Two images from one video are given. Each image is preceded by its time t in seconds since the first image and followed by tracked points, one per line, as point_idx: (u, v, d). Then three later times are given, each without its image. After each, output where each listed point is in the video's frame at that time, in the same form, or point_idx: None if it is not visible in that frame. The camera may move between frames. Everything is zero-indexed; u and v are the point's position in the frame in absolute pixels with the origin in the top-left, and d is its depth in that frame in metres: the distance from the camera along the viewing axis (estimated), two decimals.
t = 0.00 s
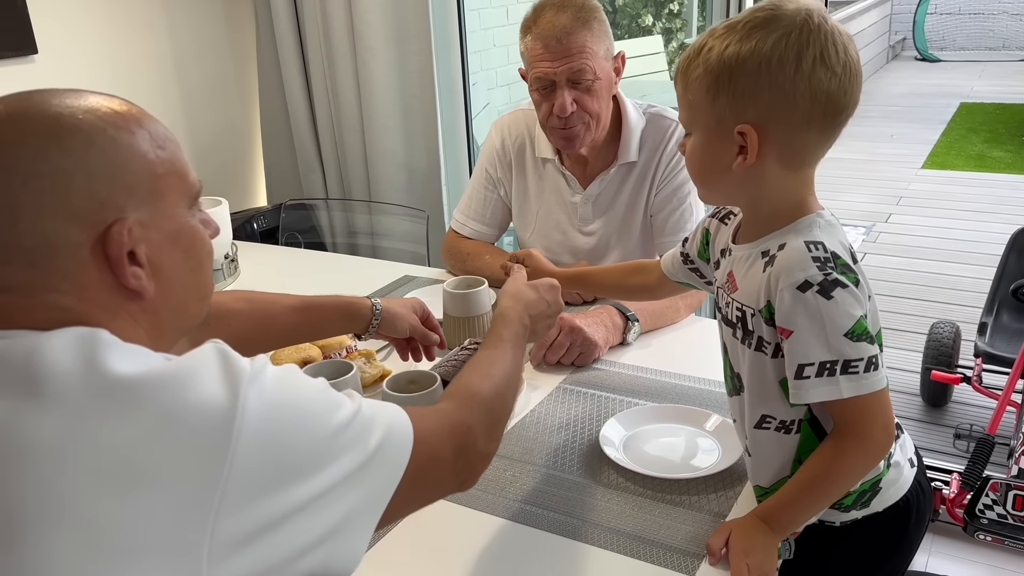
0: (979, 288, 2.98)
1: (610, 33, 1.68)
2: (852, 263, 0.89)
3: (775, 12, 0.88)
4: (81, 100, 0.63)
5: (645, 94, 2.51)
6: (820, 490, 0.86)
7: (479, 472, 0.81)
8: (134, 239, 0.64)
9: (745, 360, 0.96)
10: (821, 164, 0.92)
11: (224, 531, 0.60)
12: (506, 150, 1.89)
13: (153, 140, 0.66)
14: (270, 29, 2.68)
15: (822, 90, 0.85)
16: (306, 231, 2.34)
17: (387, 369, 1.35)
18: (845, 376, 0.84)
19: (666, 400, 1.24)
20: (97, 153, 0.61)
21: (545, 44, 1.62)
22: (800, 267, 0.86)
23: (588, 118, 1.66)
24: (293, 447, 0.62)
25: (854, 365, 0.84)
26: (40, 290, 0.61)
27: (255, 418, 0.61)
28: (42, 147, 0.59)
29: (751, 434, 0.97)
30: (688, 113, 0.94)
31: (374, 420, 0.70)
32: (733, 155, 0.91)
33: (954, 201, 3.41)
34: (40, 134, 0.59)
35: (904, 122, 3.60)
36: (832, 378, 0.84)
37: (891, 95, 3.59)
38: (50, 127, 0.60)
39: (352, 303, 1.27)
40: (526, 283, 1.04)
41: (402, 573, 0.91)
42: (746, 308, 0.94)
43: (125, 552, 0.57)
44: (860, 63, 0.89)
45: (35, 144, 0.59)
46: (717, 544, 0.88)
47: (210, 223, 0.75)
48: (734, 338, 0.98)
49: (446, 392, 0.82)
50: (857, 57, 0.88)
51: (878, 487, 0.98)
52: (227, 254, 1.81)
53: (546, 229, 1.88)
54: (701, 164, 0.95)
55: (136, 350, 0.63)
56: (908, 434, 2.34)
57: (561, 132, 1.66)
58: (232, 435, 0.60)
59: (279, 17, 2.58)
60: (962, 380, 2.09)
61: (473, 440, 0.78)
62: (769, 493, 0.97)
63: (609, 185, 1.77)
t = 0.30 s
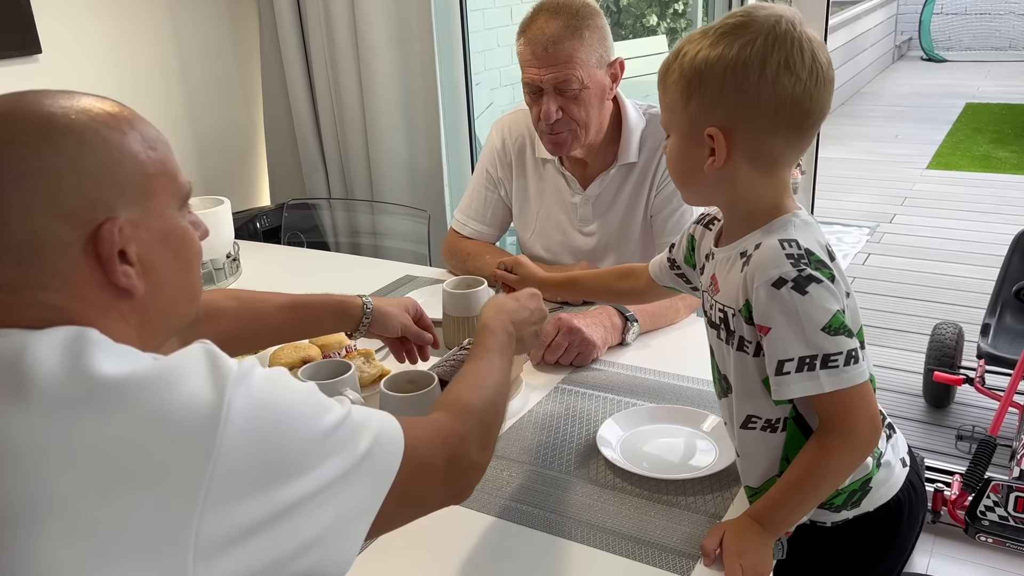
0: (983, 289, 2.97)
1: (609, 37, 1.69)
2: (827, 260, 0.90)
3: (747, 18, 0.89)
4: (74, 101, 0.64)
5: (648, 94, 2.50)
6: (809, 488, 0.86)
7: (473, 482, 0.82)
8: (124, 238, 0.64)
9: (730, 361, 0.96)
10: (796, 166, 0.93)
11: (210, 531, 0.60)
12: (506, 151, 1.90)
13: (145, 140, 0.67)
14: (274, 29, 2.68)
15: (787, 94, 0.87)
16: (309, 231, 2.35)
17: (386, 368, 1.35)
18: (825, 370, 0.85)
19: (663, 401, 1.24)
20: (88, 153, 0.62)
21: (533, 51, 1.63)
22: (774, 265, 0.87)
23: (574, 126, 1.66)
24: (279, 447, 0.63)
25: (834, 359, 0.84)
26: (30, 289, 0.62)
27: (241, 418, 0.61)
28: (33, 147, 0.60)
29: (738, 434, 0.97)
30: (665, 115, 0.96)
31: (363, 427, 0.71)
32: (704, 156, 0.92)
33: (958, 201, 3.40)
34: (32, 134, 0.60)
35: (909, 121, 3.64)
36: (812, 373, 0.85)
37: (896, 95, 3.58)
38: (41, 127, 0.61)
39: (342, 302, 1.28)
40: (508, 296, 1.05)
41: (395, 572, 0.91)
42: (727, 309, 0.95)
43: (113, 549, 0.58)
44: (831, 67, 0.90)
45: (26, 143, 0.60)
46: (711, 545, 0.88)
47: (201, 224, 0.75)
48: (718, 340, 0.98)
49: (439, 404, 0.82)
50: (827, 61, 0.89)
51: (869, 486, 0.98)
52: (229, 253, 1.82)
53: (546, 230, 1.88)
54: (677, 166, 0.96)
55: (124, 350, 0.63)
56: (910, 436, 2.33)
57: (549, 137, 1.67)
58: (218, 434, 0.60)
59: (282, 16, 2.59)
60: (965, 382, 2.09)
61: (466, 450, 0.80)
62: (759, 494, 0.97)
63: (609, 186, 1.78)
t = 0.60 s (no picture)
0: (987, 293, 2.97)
1: (612, 43, 1.70)
2: (819, 263, 0.90)
3: (731, 29, 0.91)
4: (79, 114, 0.64)
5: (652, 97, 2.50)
6: (807, 492, 0.86)
7: (464, 477, 0.88)
8: (130, 254, 0.65)
9: (726, 365, 0.97)
10: (788, 170, 0.93)
11: (226, 526, 0.64)
12: (509, 156, 1.90)
13: (150, 154, 0.67)
14: (278, 32, 2.69)
15: (777, 100, 0.88)
16: (312, 234, 2.34)
17: (388, 373, 1.36)
18: (817, 372, 0.85)
19: (664, 406, 1.24)
20: (93, 168, 0.62)
21: (536, 57, 1.63)
22: (765, 267, 0.87)
23: (576, 132, 1.66)
24: (290, 445, 0.67)
25: (826, 360, 0.84)
26: (36, 303, 0.63)
27: (255, 418, 0.65)
28: (39, 163, 0.60)
29: (735, 439, 0.97)
30: (657, 130, 0.97)
31: (366, 424, 0.75)
32: (698, 166, 0.92)
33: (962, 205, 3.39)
34: (38, 151, 0.61)
35: (914, 125, 3.65)
36: (805, 375, 0.85)
37: (900, 98, 3.57)
38: (48, 143, 0.61)
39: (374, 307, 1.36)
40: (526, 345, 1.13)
41: None
42: (721, 313, 0.95)
43: (133, 547, 0.61)
44: (817, 73, 0.92)
45: (32, 160, 0.60)
46: (711, 552, 0.88)
47: (206, 233, 0.76)
48: (714, 345, 0.99)
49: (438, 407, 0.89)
50: (812, 67, 0.91)
51: (870, 490, 0.98)
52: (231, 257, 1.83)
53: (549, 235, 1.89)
54: (671, 178, 0.96)
55: (137, 352, 0.65)
56: (913, 440, 2.32)
57: (553, 143, 1.67)
58: (234, 434, 0.64)
59: (287, 19, 2.60)
60: (969, 387, 2.08)
61: (462, 443, 0.86)
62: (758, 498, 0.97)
63: (612, 190, 1.78)
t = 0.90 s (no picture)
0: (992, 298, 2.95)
1: (614, 46, 1.70)
2: (816, 268, 0.90)
3: (717, 38, 0.91)
4: (101, 119, 0.65)
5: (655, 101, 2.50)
6: (807, 498, 0.86)
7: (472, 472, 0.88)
8: (150, 258, 0.66)
9: (724, 371, 0.96)
10: (782, 175, 0.93)
11: (243, 523, 0.64)
12: (512, 159, 1.90)
13: (171, 158, 0.68)
14: (280, 35, 2.70)
15: (767, 105, 0.88)
16: (315, 237, 2.36)
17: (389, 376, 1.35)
18: (817, 378, 0.84)
19: (665, 410, 1.24)
20: (117, 173, 0.63)
21: (538, 60, 1.64)
22: (761, 274, 0.87)
23: (579, 135, 1.66)
24: (309, 444, 0.67)
25: (825, 365, 0.84)
26: (55, 304, 0.64)
27: (275, 416, 0.65)
28: (63, 168, 0.61)
29: (735, 444, 0.97)
30: (650, 141, 0.96)
31: (381, 421, 0.76)
32: (694, 175, 0.92)
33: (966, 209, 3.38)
34: (64, 155, 0.61)
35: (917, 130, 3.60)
36: (804, 381, 0.85)
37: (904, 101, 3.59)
38: (73, 147, 0.62)
39: (383, 311, 1.36)
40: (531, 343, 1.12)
41: None
42: (719, 319, 0.95)
43: (154, 545, 0.61)
44: (806, 77, 0.92)
45: (56, 164, 0.61)
46: (712, 557, 0.88)
47: (222, 236, 0.76)
48: (712, 351, 0.98)
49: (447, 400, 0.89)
50: (801, 71, 0.91)
51: (871, 496, 0.98)
52: (235, 258, 1.84)
53: (551, 238, 1.89)
54: (666, 189, 0.96)
55: (155, 351, 0.66)
56: (916, 445, 2.32)
57: (554, 147, 1.67)
58: (254, 432, 0.64)
59: (290, 22, 2.60)
60: (972, 391, 2.07)
61: (471, 437, 0.86)
62: (759, 504, 0.97)
63: (614, 194, 1.78)
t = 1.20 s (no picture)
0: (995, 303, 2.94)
1: (614, 52, 1.70)
2: (811, 275, 0.90)
3: (704, 46, 0.92)
4: (111, 126, 0.65)
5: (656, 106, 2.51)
6: (805, 504, 0.85)
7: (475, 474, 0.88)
8: (159, 263, 0.66)
9: (721, 379, 0.96)
10: (775, 180, 0.94)
11: (246, 522, 0.65)
12: (512, 164, 1.90)
13: (179, 165, 0.68)
14: (283, 40, 2.71)
15: (759, 110, 0.89)
16: (316, 241, 2.36)
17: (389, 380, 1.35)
18: (815, 386, 0.85)
19: (664, 414, 1.24)
20: (128, 180, 0.64)
21: (538, 66, 1.64)
22: (757, 283, 0.87)
23: (579, 140, 1.66)
24: (312, 444, 0.67)
25: (823, 373, 0.84)
26: (65, 308, 0.64)
27: (278, 416, 0.65)
28: (76, 174, 0.62)
29: (733, 451, 0.96)
30: (640, 154, 0.96)
31: (384, 420, 0.76)
32: (689, 185, 0.92)
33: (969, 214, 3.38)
34: (76, 161, 0.62)
35: (919, 134, 3.59)
36: (802, 389, 0.85)
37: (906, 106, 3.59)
38: (86, 154, 0.63)
39: (383, 312, 1.37)
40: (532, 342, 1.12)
41: None
42: (716, 327, 0.95)
43: (158, 543, 0.61)
44: (793, 82, 0.93)
45: (68, 170, 0.62)
46: (710, 561, 0.88)
47: (228, 242, 0.77)
48: (709, 359, 0.98)
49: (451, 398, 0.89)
50: (788, 76, 0.92)
51: (868, 501, 0.98)
52: (237, 262, 1.85)
53: (552, 243, 1.89)
54: (660, 201, 0.95)
55: (162, 353, 0.66)
56: (917, 450, 2.31)
57: (555, 152, 1.68)
58: (258, 431, 0.64)
59: (292, 27, 2.62)
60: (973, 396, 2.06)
61: (476, 435, 0.86)
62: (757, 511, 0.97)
63: (614, 198, 1.78)
